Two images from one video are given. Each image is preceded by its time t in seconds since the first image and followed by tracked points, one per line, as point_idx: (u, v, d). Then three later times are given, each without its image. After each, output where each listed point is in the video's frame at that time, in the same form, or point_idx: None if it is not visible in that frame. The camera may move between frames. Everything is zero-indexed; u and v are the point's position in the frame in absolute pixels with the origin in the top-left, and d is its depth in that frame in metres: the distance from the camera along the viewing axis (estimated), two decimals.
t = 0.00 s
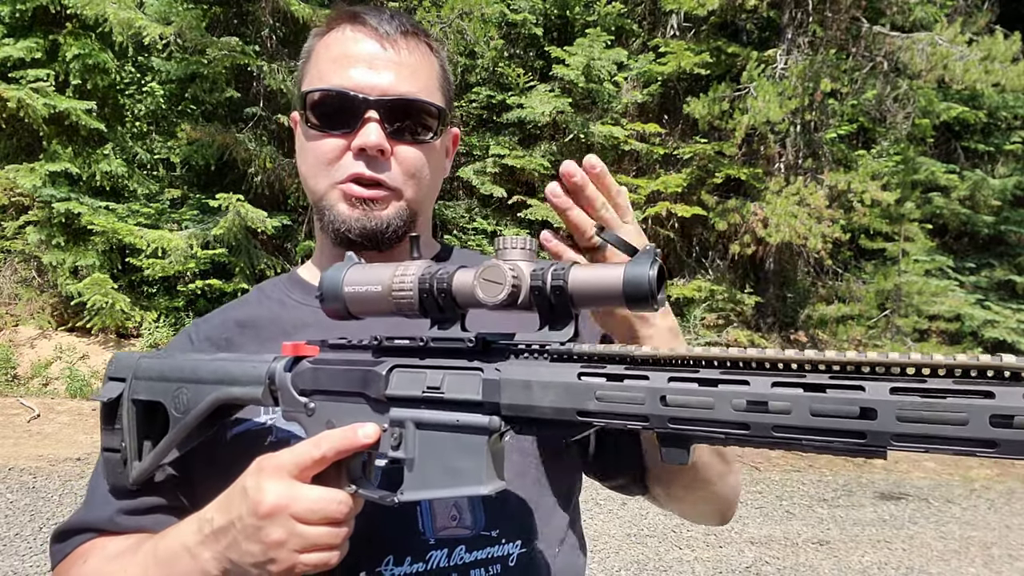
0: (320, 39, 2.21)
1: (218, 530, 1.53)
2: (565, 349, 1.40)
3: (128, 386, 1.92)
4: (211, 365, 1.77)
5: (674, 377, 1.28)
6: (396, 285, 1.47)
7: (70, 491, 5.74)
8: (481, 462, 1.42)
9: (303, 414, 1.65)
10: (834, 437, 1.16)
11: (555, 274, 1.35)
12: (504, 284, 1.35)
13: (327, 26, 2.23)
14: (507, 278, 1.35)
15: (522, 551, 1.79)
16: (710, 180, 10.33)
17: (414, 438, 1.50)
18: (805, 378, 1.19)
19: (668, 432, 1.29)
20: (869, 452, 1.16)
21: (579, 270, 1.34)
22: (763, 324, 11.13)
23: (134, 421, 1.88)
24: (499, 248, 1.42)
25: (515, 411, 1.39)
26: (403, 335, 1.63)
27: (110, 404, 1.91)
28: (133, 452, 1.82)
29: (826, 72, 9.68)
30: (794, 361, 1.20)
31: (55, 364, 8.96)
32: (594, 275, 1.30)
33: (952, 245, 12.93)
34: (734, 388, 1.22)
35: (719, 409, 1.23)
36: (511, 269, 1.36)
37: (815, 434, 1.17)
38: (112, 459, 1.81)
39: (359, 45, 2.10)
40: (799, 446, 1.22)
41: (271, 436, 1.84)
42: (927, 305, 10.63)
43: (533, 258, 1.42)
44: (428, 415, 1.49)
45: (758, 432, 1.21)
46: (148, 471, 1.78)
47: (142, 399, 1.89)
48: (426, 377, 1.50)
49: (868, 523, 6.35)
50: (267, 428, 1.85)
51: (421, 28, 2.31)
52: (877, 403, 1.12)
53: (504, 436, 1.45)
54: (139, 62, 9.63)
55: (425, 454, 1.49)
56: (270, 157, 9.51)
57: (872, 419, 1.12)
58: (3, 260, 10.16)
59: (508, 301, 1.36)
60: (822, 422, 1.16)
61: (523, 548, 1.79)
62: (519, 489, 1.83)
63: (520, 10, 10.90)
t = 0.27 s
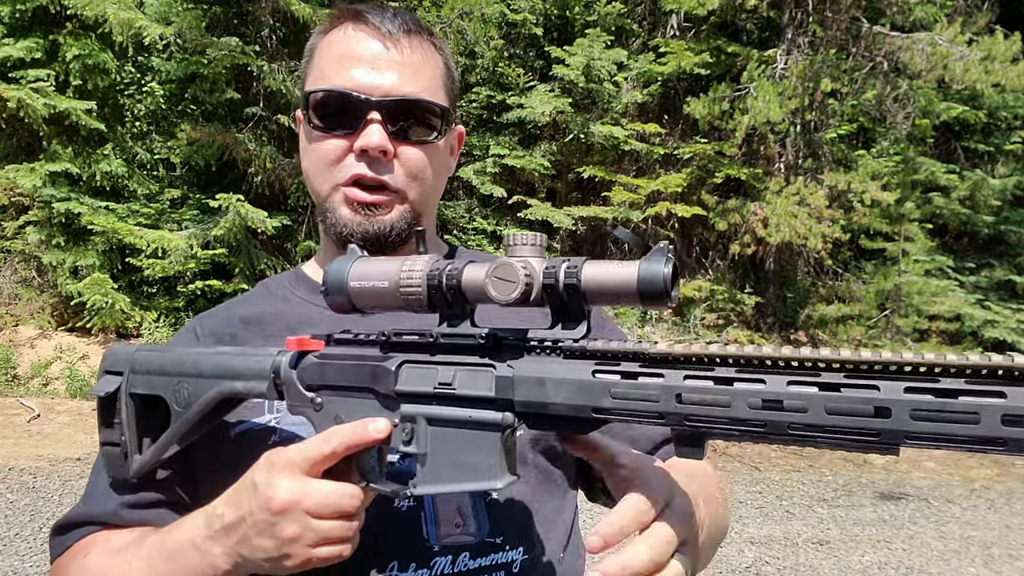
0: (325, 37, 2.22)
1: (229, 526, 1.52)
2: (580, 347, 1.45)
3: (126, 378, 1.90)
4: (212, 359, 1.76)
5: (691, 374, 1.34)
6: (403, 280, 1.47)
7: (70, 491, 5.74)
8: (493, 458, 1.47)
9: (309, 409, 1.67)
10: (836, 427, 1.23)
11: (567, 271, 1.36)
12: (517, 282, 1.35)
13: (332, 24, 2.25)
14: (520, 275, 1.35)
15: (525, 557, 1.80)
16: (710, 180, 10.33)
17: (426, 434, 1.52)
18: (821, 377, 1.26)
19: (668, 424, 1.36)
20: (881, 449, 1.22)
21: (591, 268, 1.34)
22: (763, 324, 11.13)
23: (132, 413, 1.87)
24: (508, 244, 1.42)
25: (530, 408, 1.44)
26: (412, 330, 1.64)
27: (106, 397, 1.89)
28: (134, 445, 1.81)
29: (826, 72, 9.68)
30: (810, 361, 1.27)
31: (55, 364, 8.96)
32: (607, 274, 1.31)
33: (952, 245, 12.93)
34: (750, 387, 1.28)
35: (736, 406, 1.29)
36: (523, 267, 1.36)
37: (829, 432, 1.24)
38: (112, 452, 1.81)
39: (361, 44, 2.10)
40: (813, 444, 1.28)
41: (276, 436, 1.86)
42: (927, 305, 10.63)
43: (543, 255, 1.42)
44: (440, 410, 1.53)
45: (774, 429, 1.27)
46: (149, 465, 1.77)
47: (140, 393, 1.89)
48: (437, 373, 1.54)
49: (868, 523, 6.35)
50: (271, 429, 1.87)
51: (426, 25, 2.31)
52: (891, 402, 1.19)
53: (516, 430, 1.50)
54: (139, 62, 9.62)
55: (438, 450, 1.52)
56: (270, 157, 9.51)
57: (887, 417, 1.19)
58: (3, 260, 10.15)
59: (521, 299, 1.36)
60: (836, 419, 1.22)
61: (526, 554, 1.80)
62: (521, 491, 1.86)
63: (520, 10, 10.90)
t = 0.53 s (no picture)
0: (310, 45, 2.20)
1: (245, 503, 1.52)
2: (613, 351, 1.48)
3: (152, 352, 1.86)
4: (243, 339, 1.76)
5: (724, 386, 1.37)
6: (446, 275, 1.50)
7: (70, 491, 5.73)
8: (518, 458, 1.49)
9: (337, 393, 1.66)
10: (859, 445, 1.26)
11: (609, 278, 1.40)
12: (561, 285, 1.39)
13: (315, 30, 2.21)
14: (564, 277, 1.39)
15: (521, 564, 1.80)
16: (710, 180, 10.33)
17: (453, 425, 1.53)
18: (851, 395, 1.29)
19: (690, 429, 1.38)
20: (904, 469, 1.26)
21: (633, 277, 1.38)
22: (763, 324, 11.12)
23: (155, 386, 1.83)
24: (552, 246, 1.44)
25: (559, 406, 1.45)
26: (449, 325, 1.65)
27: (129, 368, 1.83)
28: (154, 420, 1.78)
29: (826, 72, 9.68)
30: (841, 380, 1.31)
31: (55, 364, 8.97)
32: (650, 283, 1.35)
33: (952, 244, 12.92)
34: (782, 400, 1.31)
35: (767, 419, 1.31)
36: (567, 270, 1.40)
37: (857, 449, 1.27)
38: (129, 425, 1.78)
39: (330, 53, 2.06)
40: (838, 461, 1.31)
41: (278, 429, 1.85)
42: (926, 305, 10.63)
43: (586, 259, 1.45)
44: (472, 404, 1.52)
45: (803, 443, 1.30)
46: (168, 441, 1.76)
47: (166, 367, 1.84)
48: (471, 366, 1.54)
49: (868, 523, 6.35)
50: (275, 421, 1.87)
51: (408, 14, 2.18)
52: (919, 424, 1.23)
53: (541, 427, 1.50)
54: (140, 62, 9.61)
55: (464, 443, 1.52)
56: (270, 157, 9.52)
57: (914, 438, 1.23)
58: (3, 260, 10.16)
59: (562, 300, 1.40)
60: (865, 437, 1.26)
61: (522, 561, 1.80)
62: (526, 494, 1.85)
63: (520, 10, 10.88)
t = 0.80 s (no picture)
0: (396, 42, 2.40)
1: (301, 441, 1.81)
2: (691, 394, 1.64)
3: (175, 297, 1.92)
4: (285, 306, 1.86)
5: (764, 439, 1.58)
6: (529, 284, 1.56)
7: (70, 491, 5.73)
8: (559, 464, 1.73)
9: (390, 382, 1.87)
10: (914, 522, 1.49)
11: (715, 323, 1.51)
12: (663, 323, 1.48)
13: (404, 30, 2.42)
14: (667, 315, 1.48)
15: (517, 561, 1.91)
16: (710, 180, 10.33)
17: (515, 438, 1.76)
18: (847, 459, 1.54)
19: (763, 483, 1.58)
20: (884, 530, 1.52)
21: (740, 325, 1.49)
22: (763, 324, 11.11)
23: (175, 331, 1.92)
24: (648, 275, 1.51)
25: (639, 442, 1.64)
26: (520, 333, 1.79)
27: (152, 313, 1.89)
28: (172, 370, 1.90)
29: (826, 72, 9.67)
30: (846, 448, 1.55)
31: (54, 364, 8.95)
32: (761, 337, 1.46)
33: (952, 245, 12.93)
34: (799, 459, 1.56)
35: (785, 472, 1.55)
36: (672, 309, 1.48)
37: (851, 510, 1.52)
38: (147, 373, 1.89)
39: (429, 50, 2.29)
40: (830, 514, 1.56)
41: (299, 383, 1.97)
42: (926, 305, 10.63)
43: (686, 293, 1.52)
44: (538, 422, 1.73)
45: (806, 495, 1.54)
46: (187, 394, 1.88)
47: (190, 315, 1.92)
48: (545, 387, 1.72)
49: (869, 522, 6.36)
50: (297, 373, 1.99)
51: (495, 34, 2.50)
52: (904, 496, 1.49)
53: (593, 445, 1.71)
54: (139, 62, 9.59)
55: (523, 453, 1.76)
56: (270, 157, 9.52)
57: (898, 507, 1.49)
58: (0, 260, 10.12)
59: (663, 337, 1.49)
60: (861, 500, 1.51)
61: (519, 559, 1.90)
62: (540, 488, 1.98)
63: (520, 10, 10.80)
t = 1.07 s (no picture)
0: (417, 46, 2.49)
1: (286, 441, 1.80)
2: (648, 382, 1.54)
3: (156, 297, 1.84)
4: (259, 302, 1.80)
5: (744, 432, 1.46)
6: (479, 271, 1.47)
7: (70, 491, 5.73)
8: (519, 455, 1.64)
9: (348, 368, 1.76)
10: (854, 506, 1.38)
11: (657, 308, 1.42)
12: (605, 308, 1.39)
13: (425, 33, 2.50)
14: (610, 301, 1.39)
15: (516, 561, 1.85)
16: (710, 180, 10.33)
17: (467, 425, 1.67)
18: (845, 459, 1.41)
19: (706, 470, 1.47)
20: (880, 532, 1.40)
21: (682, 310, 1.40)
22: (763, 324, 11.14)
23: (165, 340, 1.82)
24: (593, 261, 1.41)
25: (587, 426, 1.55)
26: (474, 320, 1.71)
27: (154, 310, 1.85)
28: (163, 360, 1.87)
29: (826, 72, 9.67)
30: (840, 443, 1.42)
31: (55, 364, 8.96)
32: (702, 322, 1.37)
33: (952, 244, 12.93)
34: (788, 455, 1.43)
35: (770, 468, 1.42)
36: (613, 294, 1.39)
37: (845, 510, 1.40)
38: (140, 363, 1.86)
39: (450, 53, 2.37)
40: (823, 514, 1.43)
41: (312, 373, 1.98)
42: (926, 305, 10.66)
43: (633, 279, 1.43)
44: (492, 408, 1.64)
45: (798, 494, 1.42)
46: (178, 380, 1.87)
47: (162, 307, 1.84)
48: (496, 372, 1.64)
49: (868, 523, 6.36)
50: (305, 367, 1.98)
51: (511, 42, 2.57)
52: (904, 497, 1.36)
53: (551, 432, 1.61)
54: (140, 62, 9.58)
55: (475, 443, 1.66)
56: (270, 157, 9.52)
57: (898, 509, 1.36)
58: (3, 260, 10.17)
59: (607, 324, 1.40)
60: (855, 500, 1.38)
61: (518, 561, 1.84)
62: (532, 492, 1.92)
63: (520, 10, 10.75)
